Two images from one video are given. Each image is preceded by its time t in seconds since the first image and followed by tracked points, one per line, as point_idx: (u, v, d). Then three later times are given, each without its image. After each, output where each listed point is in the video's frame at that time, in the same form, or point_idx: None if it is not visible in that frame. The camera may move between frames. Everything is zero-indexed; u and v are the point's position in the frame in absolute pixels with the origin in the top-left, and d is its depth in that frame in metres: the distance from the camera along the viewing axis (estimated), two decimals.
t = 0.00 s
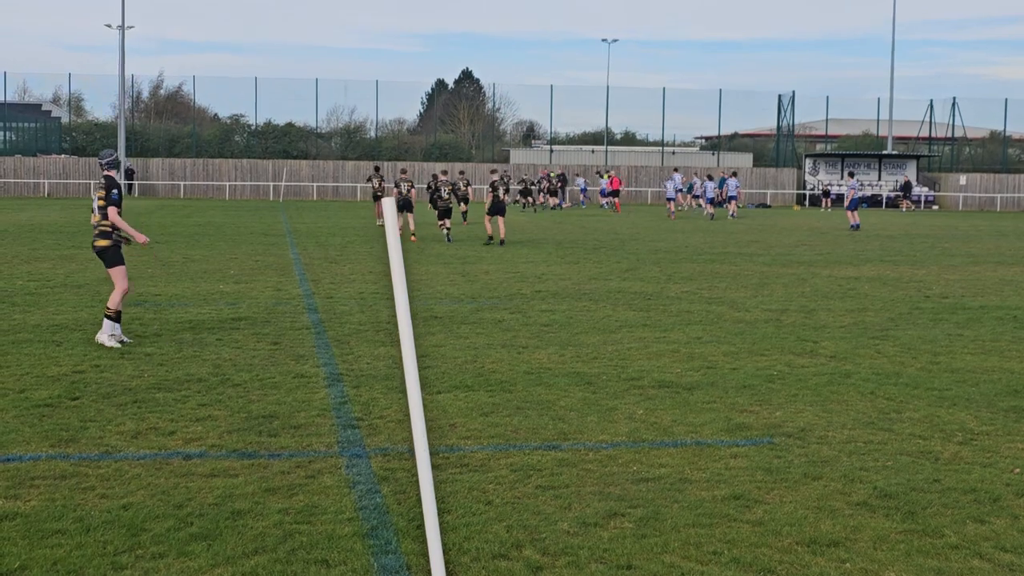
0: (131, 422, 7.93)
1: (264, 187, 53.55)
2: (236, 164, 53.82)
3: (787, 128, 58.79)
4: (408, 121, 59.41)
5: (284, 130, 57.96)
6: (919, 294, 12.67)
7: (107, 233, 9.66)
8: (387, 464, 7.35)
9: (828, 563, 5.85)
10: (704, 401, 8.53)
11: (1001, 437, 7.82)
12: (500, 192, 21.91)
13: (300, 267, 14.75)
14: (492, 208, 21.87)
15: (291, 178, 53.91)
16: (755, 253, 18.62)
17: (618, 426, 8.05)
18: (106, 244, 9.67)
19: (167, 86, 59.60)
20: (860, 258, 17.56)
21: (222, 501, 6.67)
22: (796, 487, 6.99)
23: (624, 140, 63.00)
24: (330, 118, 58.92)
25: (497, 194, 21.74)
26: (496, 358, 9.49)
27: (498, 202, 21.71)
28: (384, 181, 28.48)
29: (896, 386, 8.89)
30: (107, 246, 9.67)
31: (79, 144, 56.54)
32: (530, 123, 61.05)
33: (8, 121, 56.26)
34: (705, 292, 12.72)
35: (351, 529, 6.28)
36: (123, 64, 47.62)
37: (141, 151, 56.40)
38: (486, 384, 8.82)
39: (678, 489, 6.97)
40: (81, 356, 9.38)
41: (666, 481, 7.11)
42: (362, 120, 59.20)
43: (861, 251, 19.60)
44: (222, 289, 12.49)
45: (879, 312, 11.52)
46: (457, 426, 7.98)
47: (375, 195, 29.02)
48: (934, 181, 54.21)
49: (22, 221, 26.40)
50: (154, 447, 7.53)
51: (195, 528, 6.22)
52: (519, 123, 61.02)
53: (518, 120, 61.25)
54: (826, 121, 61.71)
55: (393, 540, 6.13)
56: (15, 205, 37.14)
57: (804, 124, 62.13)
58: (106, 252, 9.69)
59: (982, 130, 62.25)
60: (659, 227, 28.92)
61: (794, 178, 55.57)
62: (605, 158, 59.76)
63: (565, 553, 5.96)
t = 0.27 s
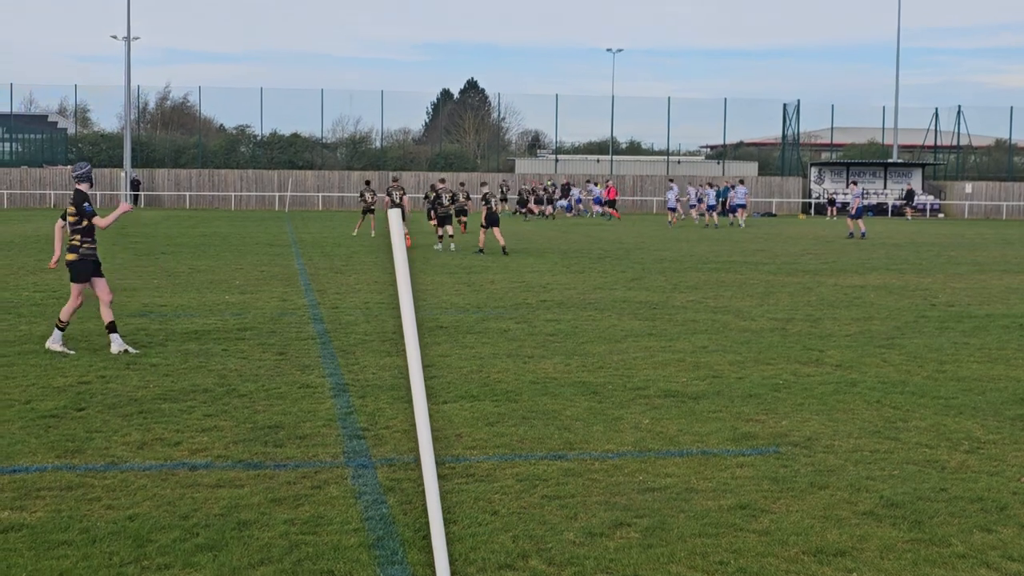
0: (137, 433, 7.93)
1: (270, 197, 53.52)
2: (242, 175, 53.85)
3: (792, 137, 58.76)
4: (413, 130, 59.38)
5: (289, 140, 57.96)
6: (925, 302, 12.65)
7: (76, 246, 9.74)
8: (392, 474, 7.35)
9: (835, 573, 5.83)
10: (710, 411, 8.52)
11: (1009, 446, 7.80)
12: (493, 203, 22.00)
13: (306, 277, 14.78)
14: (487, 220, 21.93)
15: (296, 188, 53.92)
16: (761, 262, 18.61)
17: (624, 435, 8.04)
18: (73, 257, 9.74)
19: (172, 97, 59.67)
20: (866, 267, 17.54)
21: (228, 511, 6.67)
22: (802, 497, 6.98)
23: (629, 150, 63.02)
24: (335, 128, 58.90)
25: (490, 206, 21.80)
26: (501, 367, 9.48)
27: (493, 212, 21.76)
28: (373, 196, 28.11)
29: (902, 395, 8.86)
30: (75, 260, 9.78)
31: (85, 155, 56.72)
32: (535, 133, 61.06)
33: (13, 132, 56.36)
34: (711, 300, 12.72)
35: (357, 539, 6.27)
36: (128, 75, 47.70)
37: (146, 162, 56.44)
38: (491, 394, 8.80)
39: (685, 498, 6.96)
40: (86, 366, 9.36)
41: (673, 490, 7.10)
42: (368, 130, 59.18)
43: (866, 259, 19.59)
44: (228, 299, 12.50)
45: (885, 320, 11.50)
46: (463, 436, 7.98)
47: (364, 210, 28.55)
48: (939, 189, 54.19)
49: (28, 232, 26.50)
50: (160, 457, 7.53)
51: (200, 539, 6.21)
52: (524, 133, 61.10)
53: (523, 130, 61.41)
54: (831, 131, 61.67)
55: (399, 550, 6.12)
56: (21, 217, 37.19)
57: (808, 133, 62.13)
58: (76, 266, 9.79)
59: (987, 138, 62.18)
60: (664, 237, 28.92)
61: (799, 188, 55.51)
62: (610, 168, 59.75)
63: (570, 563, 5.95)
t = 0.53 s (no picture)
0: (146, 445, 7.95)
1: (277, 210, 53.64)
2: (250, 187, 53.86)
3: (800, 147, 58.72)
4: (420, 142, 59.43)
5: (298, 153, 58.08)
6: (933, 313, 12.63)
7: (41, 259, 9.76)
8: (401, 486, 7.35)
9: None
10: (718, 422, 8.50)
11: (1018, 457, 7.77)
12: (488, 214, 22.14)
13: (314, 289, 14.81)
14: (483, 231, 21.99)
15: (303, 201, 54.14)
16: (769, 272, 18.60)
17: (632, 447, 8.04)
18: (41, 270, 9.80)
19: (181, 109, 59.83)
20: (874, 277, 17.52)
21: (237, 524, 6.68)
22: (811, 508, 6.96)
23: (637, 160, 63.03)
24: (343, 140, 58.98)
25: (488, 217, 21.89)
26: (509, 379, 9.47)
27: (490, 221, 21.89)
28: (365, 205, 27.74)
29: (911, 406, 8.84)
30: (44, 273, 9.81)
31: (93, 167, 56.86)
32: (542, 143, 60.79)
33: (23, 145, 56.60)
34: (719, 312, 12.71)
35: (365, 551, 6.27)
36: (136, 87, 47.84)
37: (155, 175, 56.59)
38: (499, 405, 8.80)
39: (693, 510, 6.95)
40: (95, 379, 9.38)
41: (681, 502, 7.09)
42: (375, 141, 59.27)
43: (874, 270, 19.57)
44: (236, 311, 12.52)
45: (893, 331, 11.48)
46: (471, 449, 7.98)
47: (355, 220, 28.08)
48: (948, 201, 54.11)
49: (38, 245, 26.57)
50: (169, 470, 7.54)
51: (209, 551, 6.22)
52: (531, 144, 61.02)
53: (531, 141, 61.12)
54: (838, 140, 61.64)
55: (408, 563, 6.12)
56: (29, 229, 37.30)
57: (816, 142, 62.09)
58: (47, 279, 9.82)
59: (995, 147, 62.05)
60: (672, 247, 28.92)
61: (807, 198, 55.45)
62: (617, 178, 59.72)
63: None
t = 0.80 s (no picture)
0: (154, 457, 7.94)
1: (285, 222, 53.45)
2: (257, 201, 53.94)
3: (806, 158, 58.74)
4: (427, 153, 59.56)
5: (304, 164, 58.22)
6: (941, 322, 12.62)
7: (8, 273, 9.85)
8: (409, 497, 7.34)
9: None
10: (727, 433, 8.49)
11: None
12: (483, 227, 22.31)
13: (322, 299, 14.83)
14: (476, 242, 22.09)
15: (310, 212, 54.02)
16: (776, 282, 18.59)
17: (640, 458, 8.02)
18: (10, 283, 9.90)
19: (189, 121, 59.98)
20: (882, 287, 17.52)
21: (245, 536, 6.67)
22: (820, 519, 6.95)
23: (644, 171, 63.15)
24: (350, 151, 59.13)
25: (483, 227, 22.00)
26: (516, 390, 9.46)
27: (483, 234, 22.04)
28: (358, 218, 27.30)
29: (919, 416, 8.82)
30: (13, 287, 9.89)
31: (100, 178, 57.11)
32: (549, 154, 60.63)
33: (30, 157, 56.82)
34: (726, 321, 12.70)
35: (374, 563, 6.25)
36: (143, 99, 47.97)
37: (162, 186, 56.73)
38: (507, 416, 8.78)
39: (701, 521, 6.93)
40: (102, 390, 9.38)
41: (690, 512, 7.07)
42: (382, 152, 59.39)
43: (882, 279, 19.56)
44: (243, 322, 12.53)
45: (901, 341, 11.47)
46: (479, 459, 7.97)
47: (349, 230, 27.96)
48: (955, 210, 54.12)
49: (46, 256, 26.67)
50: (176, 481, 7.53)
51: (217, 563, 6.20)
52: (538, 155, 61.05)
53: (537, 151, 60.70)
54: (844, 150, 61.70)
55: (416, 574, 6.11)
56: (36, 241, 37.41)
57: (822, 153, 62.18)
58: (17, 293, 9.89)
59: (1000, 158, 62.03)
60: (678, 257, 28.95)
61: (813, 208, 55.42)
62: (624, 189, 59.64)
63: None
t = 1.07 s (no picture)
0: (159, 467, 7.93)
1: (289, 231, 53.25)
2: (262, 209, 53.72)
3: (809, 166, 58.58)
4: (431, 162, 59.66)
5: (308, 173, 58.27)
6: (946, 330, 12.61)
7: None
8: (414, 507, 7.33)
9: None
10: (733, 441, 8.47)
11: None
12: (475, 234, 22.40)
13: (326, 309, 14.86)
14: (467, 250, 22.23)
15: (314, 222, 53.71)
16: (781, 290, 18.60)
17: (646, 467, 8.00)
18: None
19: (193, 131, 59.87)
20: (887, 294, 17.52)
21: (250, 546, 6.65)
22: (826, 528, 6.93)
23: (647, 179, 63.17)
24: (353, 160, 59.18)
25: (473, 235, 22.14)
26: (521, 399, 9.45)
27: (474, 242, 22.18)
28: (348, 228, 26.94)
29: (926, 424, 8.81)
30: None
31: (104, 189, 57.21)
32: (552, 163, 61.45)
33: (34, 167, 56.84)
34: (731, 329, 12.71)
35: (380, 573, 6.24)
36: (147, 109, 48.01)
37: (166, 196, 56.77)
38: (512, 425, 8.77)
39: (708, 530, 6.92)
40: (107, 401, 9.38)
41: (696, 522, 7.05)
42: (386, 162, 59.41)
43: (887, 287, 19.55)
44: (247, 332, 12.53)
45: (906, 349, 11.46)
46: (485, 469, 7.95)
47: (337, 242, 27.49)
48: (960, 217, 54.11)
49: (50, 266, 26.73)
50: (181, 492, 7.52)
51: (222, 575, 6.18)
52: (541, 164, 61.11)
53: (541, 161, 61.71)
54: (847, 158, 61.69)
55: None
56: (40, 251, 37.48)
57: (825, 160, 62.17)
58: None
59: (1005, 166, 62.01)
60: (681, 266, 28.98)
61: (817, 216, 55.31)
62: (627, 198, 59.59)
63: None
